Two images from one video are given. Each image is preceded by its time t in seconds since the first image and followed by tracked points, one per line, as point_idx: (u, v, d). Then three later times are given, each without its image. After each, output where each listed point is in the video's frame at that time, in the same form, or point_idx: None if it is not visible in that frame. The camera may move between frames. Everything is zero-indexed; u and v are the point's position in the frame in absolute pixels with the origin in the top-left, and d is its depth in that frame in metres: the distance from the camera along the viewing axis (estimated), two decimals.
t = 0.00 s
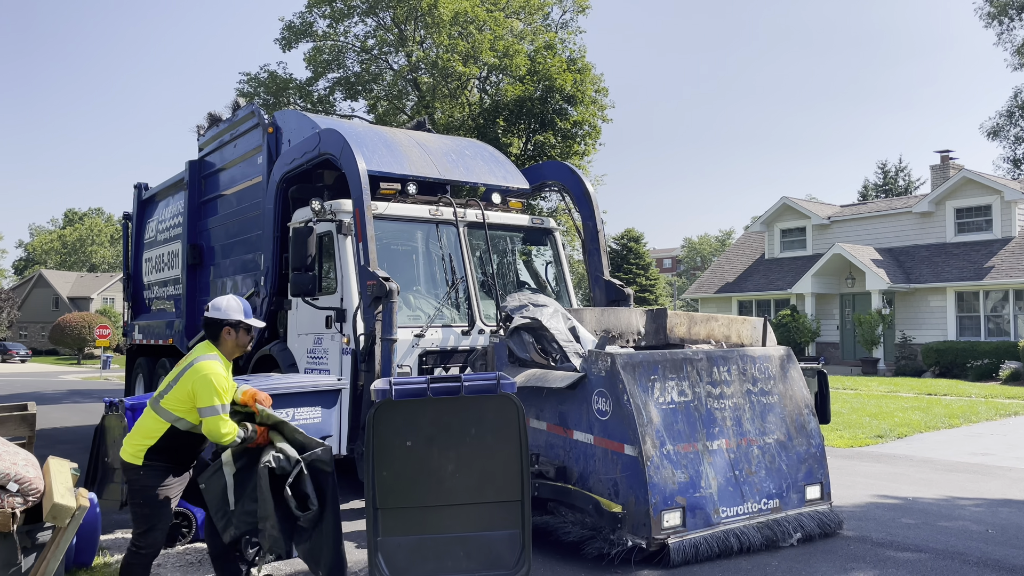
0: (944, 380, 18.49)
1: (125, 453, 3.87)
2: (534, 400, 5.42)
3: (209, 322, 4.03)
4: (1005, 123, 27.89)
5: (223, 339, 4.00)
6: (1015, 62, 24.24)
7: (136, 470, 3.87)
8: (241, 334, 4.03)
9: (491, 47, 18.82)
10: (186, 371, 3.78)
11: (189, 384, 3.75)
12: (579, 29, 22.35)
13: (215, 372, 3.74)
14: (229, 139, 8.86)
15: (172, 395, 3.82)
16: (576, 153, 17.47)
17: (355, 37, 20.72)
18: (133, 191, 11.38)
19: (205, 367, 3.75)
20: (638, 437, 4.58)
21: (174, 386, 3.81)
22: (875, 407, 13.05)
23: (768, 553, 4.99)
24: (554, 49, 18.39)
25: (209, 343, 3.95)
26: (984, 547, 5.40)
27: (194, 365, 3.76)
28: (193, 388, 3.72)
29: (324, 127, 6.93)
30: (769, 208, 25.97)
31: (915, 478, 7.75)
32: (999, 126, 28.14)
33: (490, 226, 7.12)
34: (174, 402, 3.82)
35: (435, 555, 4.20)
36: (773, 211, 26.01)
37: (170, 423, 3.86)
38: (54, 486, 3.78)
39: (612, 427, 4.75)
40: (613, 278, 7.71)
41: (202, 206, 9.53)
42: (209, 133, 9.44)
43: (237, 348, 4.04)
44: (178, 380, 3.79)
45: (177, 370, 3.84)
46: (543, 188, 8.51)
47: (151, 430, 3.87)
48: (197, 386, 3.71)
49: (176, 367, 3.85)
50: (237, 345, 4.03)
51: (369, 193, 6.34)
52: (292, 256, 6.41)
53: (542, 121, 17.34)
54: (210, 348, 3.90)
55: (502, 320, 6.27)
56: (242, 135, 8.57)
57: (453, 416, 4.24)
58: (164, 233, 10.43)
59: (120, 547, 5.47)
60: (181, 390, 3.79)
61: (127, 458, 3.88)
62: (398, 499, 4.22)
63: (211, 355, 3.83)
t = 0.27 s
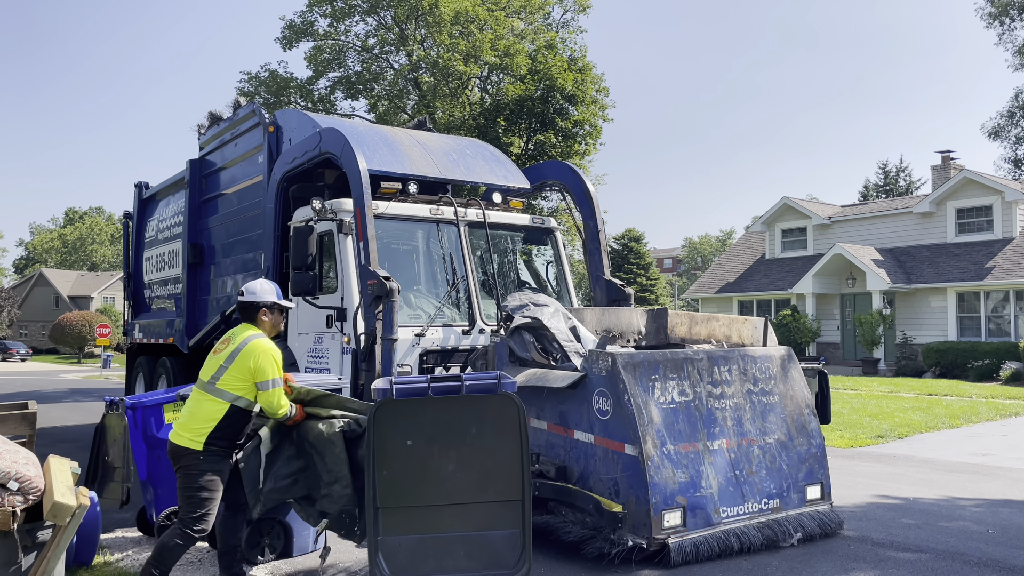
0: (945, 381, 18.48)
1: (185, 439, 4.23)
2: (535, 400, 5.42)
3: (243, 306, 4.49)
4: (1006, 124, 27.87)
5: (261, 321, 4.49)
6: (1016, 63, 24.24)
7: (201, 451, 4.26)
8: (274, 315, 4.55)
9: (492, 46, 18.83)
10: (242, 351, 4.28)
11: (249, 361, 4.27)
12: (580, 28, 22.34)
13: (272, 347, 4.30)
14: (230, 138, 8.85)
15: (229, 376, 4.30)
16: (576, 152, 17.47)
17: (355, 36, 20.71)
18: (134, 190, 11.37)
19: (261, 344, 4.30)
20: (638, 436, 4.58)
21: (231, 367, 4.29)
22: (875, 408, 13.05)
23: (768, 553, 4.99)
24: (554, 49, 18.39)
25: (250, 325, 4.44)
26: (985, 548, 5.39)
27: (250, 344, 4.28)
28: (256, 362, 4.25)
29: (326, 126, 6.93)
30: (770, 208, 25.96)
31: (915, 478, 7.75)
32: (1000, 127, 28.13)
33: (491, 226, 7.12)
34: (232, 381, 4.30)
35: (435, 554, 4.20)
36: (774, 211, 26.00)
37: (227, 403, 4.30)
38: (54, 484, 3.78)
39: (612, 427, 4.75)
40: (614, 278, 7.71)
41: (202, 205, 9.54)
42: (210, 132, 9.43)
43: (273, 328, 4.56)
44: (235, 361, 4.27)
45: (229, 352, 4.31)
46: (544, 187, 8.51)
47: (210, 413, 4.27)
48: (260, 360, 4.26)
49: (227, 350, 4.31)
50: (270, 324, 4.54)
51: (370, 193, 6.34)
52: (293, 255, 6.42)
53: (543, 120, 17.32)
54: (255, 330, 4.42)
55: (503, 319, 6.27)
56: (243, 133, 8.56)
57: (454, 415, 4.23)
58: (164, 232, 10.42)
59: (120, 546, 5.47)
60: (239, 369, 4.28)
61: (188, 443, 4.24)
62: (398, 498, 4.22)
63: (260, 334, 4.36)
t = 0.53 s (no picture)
0: (944, 381, 18.48)
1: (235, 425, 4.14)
2: (534, 400, 5.42)
3: (263, 292, 4.47)
4: (1006, 124, 27.88)
5: (279, 304, 4.48)
6: (1016, 64, 24.25)
7: (255, 433, 4.20)
8: (291, 299, 4.54)
9: (492, 46, 18.82)
10: (273, 332, 4.25)
11: (282, 340, 4.26)
12: (580, 28, 22.34)
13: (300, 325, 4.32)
14: (230, 137, 8.84)
15: (264, 359, 4.25)
16: (576, 152, 17.47)
17: (355, 36, 20.70)
18: (133, 189, 11.36)
19: (291, 324, 4.31)
20: (638, 436, 4.58)
21: (264, 350, 4.25)
22: (874, 408, 13.04)
23: (768, 553, 4.99)
24: (554, 49, 18.39)
25: (270, 308, 4.42)
26: (985, 549, 5.39)
27: (281, 324, 4.28)
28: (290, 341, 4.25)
29: (326, 126, 6.92)
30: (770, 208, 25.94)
31: (915, 479, 7.75)
32: (1000, 128, 28.15)
33: (491, 226, 7.12)
34: (268, 364, 4.25)
35: (435, 554, 4.20)
36: (774, 212, 25.99)
37: (267, 387, 4.27)
38: (54, 483, 3.77)
39: (613, 427, 4.74)
40: (614, 278, 7.70)
41: (202, 204, 9.52)
42: (210, 131, 9.42)
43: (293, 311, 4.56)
44: (268, 343, 4.23)
45: (258, 336, 4.27)
46: (544, 187, 8.50)
47: (254, 399, 4.21)
48: (294, 339, 4.27)
49: (257, 334, 4.27)
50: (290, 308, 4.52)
51: (370, 192, 6.33)
52: (293, 255, 6.41)
53: (543, 120, 17.32)
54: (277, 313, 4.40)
55: (503, 319, 6.25)
56: (243, 133, 8.56)
57: (455, 414, 4.22)
58: (164, 231, 10.42)
59: (120, 545, 5.46)
60: (273, 351, 4.25)
61: (239, 429, 4.16)
62: (399, 498, 4.21)
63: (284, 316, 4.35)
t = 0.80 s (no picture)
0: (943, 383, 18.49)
1: (276, 426, 4.15)
2: (534, 401, 5.41)
3: (294, 292, 4.45)
4: (1005, 126, 27.90)
5: (311, 305, 4.46)
6: (1016, 66, 24.29)
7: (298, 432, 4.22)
8: (322, 299, 4.53)
9: (492, 47, 18.82)
10: (307, 334, 4.25)
11: (318, 342, 4.26)
12: (580, 30, 22.36)
13: (332, 327, 4.32)
14: (230, 138, 8.85)
15: (300, 361, 4.24)
16: (576, 153, 17.47)
17: (355, 36, 20.71)
18: (133, 189, 11.37)
19: (325, 325, 4.31)
20: (638, 437, 4.58)
21: (299, 352, 4.24)
22: (874, 409, 13.04)
23: (768, 554, 4.99)
24: (554, 50, 18.41)
25: (302, 309, 4.40)
26: (984, 550, 5.39)
27: (315, 326, 4.27)
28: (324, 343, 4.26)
29: (326, 126, 6.93)
30: (769, 209, 25.95)
31: (914, 480, 7.75)
32: (999, 130, 28.19)
33: (491, 226, 7.12)
34: (303, 366, 4.25)
35: (434, 555, 4.20)
36: (773, 213, 25.99)
37: (303, 387, 4.27)
38: (54, 484, 3.78)
39: (612, 428, 4.74)
40: (614, 279, 7.70)
41: (202, 204, 9.53)
42: (210, 131, 9.43)
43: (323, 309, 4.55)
44: (303, 344, 4.23)
45: (292, 337, 4.25)
46: (544, 188, 8.50)
47: (293, 401, 4.21)
48: (328, 341, 4.29)
49: (291, 336, 4.25)
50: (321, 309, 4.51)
51: (370, 193, 6.33)
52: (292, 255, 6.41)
53: (543, 121, 17.34)
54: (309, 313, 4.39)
55: (502, 320, 6.23)
56: (242, 133, 8.56)
57: (455, 415, 4.22)
58: (163, 231, 10.41)
59: (119, 546, 5.45)
60: (307, 353, 4.25)
61: (281, 429, 4.17)
62: (398, 498, 4.21)
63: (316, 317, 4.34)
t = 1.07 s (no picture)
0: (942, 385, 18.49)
1: (344, 425, 4.29)
2: (534, 403, 5.41)
3: (340, 288, 4.44)
4: (1004, 129, 27.93)
5: (356, 299, 4.49)
6: (1015, 69, 24.33)
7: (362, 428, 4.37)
8: (365, 291, 4.57)
9: (491, 49, 18.83)
10: (363, 332, 4.31)
11: (373, 339, 4.34)
12: (579, 32, 22.37)
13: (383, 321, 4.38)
14: (229, 140, 8.86)
15: (360, 359, 4.33)
16: (575, 155, 17.47)
17: (355, 38, 20.72)
18: (132, 191, 11.37)
19: (377, 322, 4.38)
20: (637, 439, 4.58)
21: (358, 351, 4.32)
22: (873, 412, 13.03)
23: (766, 556, 4.99)
24: (553, 52, 18.42)
25: (349, 306, 4.43)
26: (982, 552, 5.39)
27: (368, 323, 4.33)
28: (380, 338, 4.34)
29: (325, 128, 6.94)
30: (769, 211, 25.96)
31: (913, 483, 7.75)
32: (999, 132, 28.21)
33: (490, 228, 7.12)
34: (363, 362, 4.35)
35: (433, 556, 4.20)
36: (772, 215, 26.01)
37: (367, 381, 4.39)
38: (52, 485, 3.78)
39: (612, 429, 4.74)
40: (613, 281, 7.70)
41: (201, 205, 9.53)
42: (210, 133, 9.43)
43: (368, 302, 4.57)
44: (360, 344, 4.30)
45: (348, 338, 4.31)
46: (544, 190, 8.51)
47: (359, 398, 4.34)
48: (383, 337, 4.37)
49: (346, 338, 4.31)
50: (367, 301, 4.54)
51: (369, 194, 6.34)
52: (291, 256, 6.40)
53: (542, 123, 17.37)
54: (357, 310, 4.43)
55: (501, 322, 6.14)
56: (242, 135, 8.57)
57: (454, 416, 4.23)
58: (163, 233, 10.42)
59: (118, 547, 5.45)
60: (365, 351, 4.34)
61: (349, 427, 4.32)
62: (398, 500, 4.21)
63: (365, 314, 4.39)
